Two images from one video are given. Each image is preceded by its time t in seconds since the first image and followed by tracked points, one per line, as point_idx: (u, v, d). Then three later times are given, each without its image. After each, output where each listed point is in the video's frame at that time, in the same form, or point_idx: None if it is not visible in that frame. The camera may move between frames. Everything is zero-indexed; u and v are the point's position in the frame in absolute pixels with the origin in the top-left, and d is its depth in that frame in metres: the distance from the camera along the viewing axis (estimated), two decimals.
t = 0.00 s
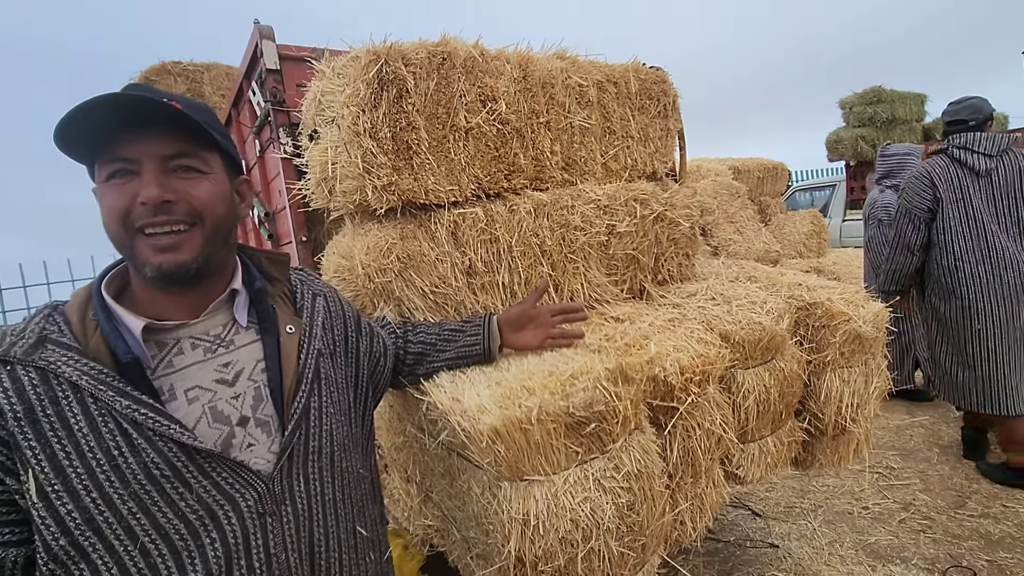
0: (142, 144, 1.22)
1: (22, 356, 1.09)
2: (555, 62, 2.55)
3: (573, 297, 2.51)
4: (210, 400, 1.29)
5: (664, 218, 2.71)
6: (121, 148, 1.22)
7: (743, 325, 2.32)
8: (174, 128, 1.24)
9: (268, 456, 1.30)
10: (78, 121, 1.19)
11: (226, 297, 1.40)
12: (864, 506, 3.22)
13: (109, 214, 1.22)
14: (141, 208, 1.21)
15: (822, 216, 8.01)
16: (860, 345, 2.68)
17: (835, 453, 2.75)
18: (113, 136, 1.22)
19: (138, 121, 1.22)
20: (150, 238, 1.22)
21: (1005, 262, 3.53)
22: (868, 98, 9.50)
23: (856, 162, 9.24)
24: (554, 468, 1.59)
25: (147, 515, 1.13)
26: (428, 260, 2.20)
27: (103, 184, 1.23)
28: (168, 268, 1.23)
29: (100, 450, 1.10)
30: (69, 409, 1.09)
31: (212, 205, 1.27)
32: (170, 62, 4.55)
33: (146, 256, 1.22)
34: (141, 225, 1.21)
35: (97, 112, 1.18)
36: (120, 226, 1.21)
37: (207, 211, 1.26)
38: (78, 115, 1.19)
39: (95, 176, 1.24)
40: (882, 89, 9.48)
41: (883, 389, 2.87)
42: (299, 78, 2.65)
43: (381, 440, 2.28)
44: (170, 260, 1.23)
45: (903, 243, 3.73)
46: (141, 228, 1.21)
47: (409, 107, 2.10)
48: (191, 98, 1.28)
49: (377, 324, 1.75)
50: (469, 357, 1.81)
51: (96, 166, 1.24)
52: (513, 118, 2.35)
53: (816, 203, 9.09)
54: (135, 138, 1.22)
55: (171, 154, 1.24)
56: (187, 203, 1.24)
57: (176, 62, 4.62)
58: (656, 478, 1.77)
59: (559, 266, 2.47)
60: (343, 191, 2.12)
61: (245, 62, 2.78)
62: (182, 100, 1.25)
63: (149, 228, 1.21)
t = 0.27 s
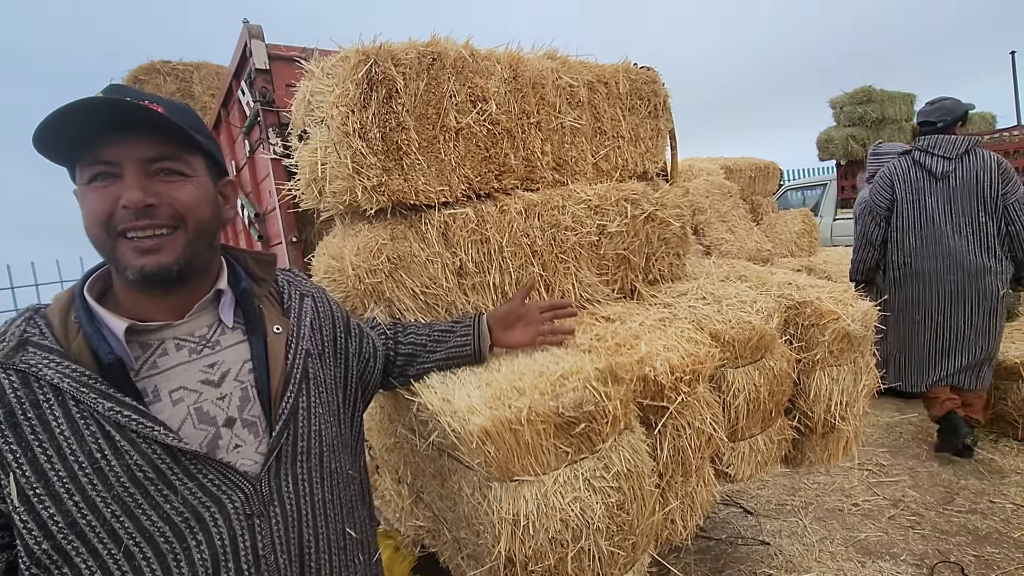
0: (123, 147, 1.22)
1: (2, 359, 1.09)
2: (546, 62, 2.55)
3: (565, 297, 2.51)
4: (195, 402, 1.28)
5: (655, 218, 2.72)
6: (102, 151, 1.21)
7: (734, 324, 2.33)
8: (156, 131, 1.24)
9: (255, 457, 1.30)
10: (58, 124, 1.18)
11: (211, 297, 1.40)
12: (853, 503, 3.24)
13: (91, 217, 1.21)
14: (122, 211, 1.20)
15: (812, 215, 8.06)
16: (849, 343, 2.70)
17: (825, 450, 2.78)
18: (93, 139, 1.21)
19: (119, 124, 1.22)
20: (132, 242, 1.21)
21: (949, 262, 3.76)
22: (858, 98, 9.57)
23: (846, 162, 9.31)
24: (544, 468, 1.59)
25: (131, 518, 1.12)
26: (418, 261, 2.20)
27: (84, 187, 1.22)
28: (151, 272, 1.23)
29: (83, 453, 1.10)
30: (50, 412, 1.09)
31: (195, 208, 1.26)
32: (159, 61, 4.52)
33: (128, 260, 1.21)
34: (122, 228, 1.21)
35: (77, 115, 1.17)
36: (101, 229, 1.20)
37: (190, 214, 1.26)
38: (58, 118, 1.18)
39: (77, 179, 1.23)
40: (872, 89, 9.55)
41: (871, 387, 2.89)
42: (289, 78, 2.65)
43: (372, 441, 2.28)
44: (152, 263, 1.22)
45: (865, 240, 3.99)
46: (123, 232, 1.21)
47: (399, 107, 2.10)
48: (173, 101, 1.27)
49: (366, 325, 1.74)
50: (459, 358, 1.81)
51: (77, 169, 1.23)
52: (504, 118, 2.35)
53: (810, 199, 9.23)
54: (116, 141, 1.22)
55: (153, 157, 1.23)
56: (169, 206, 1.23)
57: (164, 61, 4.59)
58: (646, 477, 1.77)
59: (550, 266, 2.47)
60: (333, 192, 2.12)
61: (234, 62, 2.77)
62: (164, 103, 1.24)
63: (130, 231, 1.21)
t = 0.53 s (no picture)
0: (113, 150, 1.21)
1: None
2: (539, 61, 2.55)
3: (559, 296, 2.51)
4: (187, 404, 1.27)
5: (648, 217, 2.72)
6: (92, 153, 1.20)
7: (727, 322, 2.33)
8: (147, 132, 1.22)
9: (247, 459, 1.29)
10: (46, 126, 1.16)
11: (203, 299, 1.39)
12: (847, 500, 3.26)
13: (80, 220, 1.20)
14: (113, 214, 1.19)
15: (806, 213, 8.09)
16: (842, 341, 2.72)
17: (819, 448, 2.78)
18: (82, 141, 1.20)
19: (108, 126, 1.20)
20: (123, 245, 1.20)
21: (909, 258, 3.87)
22: (851, 97, 9.61)
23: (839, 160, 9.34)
24: (537, 468, 1.59)
25: (123, 521, 1.11)
26: (412, 261, 2.20)
27: (74, 189, 1.21)
28: (143, 276, 1.22)
29: (74, 456, 1.09)
30: (40, 415, 1.08)
31: (186, 210, 1.25)
32: (151, 61, 4.49)
33: (119, 263, 1.21)
34: (114, 232, 1.20)
35: (64, 117, 1.16)
36: (92, 233, 1.19)
37: (182, 217, 1.25)
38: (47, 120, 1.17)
39: (66, 181, 1.22)
40: (865, 88, 9.59)
41: (865, 385, 2.90)
42: (280, 78, 2.64)
43: (366, 442, 2.27)
44: (144, 267, 1.22)
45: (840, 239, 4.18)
46: (114, 235, 1.20)
47: (391, 106, 2.09)
48: (163, 102, 1.26)
49: (360, 325, 1.74)
50: (452, 358, 1.81)
51: (66, 171, 1.22)
52: (497, 118, 2.34)
53: (802, 198, 9.29)
54: (106, 143, 1.20)
55: (144, 159, 1.22)
56: (160, 209, 1.22)
57: (156, 60, 4.56)
58: (640, 476, 1.77)
59: (544, 265, 2.47)
60: (325, 192, 2.11)
61: (226, 61, 2.76)
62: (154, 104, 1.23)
63: (122, 234, 1.20)
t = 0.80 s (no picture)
0: (111, 147, 1.20)
1: None
2: (538, 59, 2.54)
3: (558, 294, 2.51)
4: (186, 402, 1.27)
5: (648, 215, 2.72)
6: (89, 151, 1.19)
7: (727, 320, 2.33)
8: (145, 130, 1.22)
9: (247, 457, 1.29)
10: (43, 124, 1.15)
11: (202, 297, 1.38)
12: (846, 497, 3.26)
13: (78, 218, 1.19)
14: (111, 212, 1.18)
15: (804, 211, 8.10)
16: (841, 338, 2.72)
17: (818, 445, 2.78)
18: (79, 139, 1.19)
19: (105, 124, 1.20)
20: (121, 244, 1.20)
21: (863, 258, 3.95)
22: (849, 95, 9.61)
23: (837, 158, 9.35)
24: (537, 466, 1.59)
25: (123, 520, 1.11)
26: (411, 259, 2.19)
27: (71, 187, 1.20)
28: (141, 274, 1.21)
29: (73, 455, 1.08)
30: (38, 414, 1.08)
31: (185, 208, 1.25)
32: (147, 59, 4.48)
33: (117, 262, 1.20)
34: (112, 230, 1.19)
35: (61, 115, 1.15)
36: (90, 231, 1.19)
37: (180, 215, 1.25)
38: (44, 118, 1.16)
39: (63, 179, 1.21)
40: (863, 85, 9.60)
41: (864, 382, 2.91)
42: (278, 75, 2.63)
43: (366, 440, 2.27)
44: (143, 266, 1.21)
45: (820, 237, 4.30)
46: (112, 233, 1.19)
47: (390, 104, 2.08)
48: (161, 99, 1.25)
49: (359, 323, 1.73)
50: (452, 356, 1.81)
51: (63, 169, 1.21)
52: (496, 115, 2.34)
53: (800, 196, 9.30)
54: (104, 141, 1.20)
55: (142, 157, 1.22)
56: (159, 207, 1.22)
57: (153, 58, 4.54)
58: (640, 474, 1.77)
59: (543, 263, 2.47)
60: (324, 189, 2.10)
61: (223, 59, 2.74)
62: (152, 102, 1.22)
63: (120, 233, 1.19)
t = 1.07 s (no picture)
0: (107, 146, 1.20)
1: None
2: (536, 58, 2.54)
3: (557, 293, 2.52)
4: (186, 401, 1.27)
5: (646, 214, 2.73)
6: (86, 150, 1.19)
7: (725, 319, 2.34)
8: (142, 128, 1.22)
9: (248, 456, 1.29)
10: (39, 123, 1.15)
11: (201, 296, 1.38)
12: (844, 495, 3.27)
13: (75, 217, 1.19)
14: (108, 212, 1.18)
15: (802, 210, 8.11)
16: (839, 337, 2.73)
17: (816, 444, 2.79)
18: (76, 138, 1.19)
19: (102, 123, 1.19)
20: (119, 243, 1.19)
21: (835, 255, 4.12)
22: (846, 94, 9.63)
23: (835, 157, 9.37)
24: (537, 465, 1.60)
25: (124, 520, 1.11)
26: (409, 258, 2.19)
27: (68, 186, 1.20)
28: (139, 273, 1.21)
29: (72, 455, 1.08)
30: (38, 414, 1.07)
31: (182, 207, 1.25)
32: (144, 57, 4.46)
33: (115, 261, 1.20)
34: (109, 229, 1.19)
35: (57, 114, 1.15)
36: (87, 230, 1.18)
37: (178, 214, 1.24)
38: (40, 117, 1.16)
39: (61, 178, 1.21)
40: (861, 85, 9.61)
41: (861, 381, 2.91)
42: (276, 74, 2.62)
43: (365, 439, 2.27)
44: (141, 265, 1.20)
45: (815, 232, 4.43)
46: (110, 232, 1.19)
47: (389, 102, 2.08)
48: (158, 98, 1.25)
49: (358, 323, 1.73)
50: (452, 355, 1.81)
51: (61, 168, 1.21)
52: (494, 114, 2.34)
53: (798, 195, 9.33)
54: (102, 140, 1.20)
55: (139, 156, 1.21)
56: (156, 206, 1.22)
57: (150, 57, 4.52)
58: (639, 472, 1.77)
59: (542, 262, 2.47)
60: (323, 188, 2.10)
61: (221, 58, 2.74)
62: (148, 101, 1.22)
63: (117, 232, 1.19)
